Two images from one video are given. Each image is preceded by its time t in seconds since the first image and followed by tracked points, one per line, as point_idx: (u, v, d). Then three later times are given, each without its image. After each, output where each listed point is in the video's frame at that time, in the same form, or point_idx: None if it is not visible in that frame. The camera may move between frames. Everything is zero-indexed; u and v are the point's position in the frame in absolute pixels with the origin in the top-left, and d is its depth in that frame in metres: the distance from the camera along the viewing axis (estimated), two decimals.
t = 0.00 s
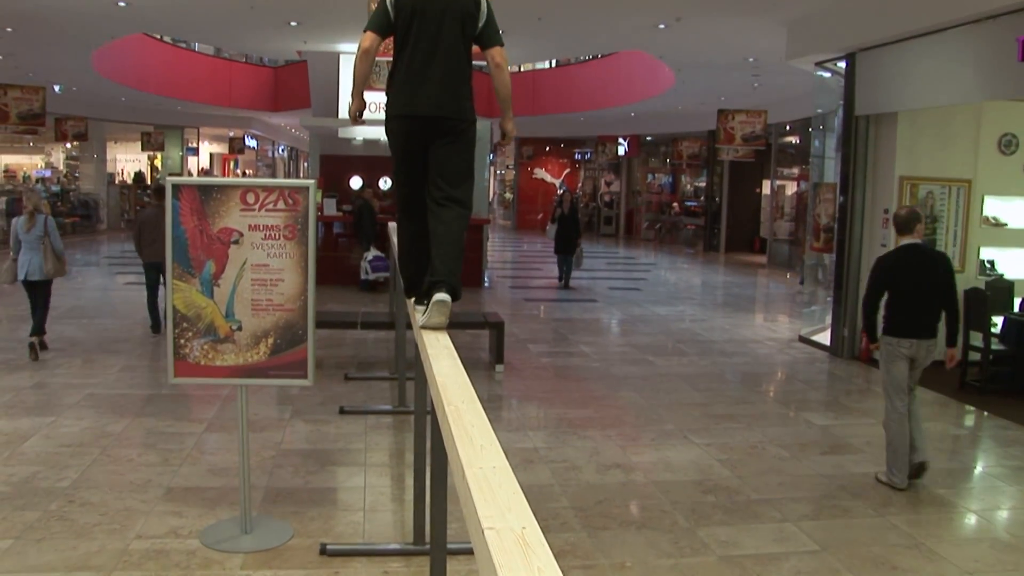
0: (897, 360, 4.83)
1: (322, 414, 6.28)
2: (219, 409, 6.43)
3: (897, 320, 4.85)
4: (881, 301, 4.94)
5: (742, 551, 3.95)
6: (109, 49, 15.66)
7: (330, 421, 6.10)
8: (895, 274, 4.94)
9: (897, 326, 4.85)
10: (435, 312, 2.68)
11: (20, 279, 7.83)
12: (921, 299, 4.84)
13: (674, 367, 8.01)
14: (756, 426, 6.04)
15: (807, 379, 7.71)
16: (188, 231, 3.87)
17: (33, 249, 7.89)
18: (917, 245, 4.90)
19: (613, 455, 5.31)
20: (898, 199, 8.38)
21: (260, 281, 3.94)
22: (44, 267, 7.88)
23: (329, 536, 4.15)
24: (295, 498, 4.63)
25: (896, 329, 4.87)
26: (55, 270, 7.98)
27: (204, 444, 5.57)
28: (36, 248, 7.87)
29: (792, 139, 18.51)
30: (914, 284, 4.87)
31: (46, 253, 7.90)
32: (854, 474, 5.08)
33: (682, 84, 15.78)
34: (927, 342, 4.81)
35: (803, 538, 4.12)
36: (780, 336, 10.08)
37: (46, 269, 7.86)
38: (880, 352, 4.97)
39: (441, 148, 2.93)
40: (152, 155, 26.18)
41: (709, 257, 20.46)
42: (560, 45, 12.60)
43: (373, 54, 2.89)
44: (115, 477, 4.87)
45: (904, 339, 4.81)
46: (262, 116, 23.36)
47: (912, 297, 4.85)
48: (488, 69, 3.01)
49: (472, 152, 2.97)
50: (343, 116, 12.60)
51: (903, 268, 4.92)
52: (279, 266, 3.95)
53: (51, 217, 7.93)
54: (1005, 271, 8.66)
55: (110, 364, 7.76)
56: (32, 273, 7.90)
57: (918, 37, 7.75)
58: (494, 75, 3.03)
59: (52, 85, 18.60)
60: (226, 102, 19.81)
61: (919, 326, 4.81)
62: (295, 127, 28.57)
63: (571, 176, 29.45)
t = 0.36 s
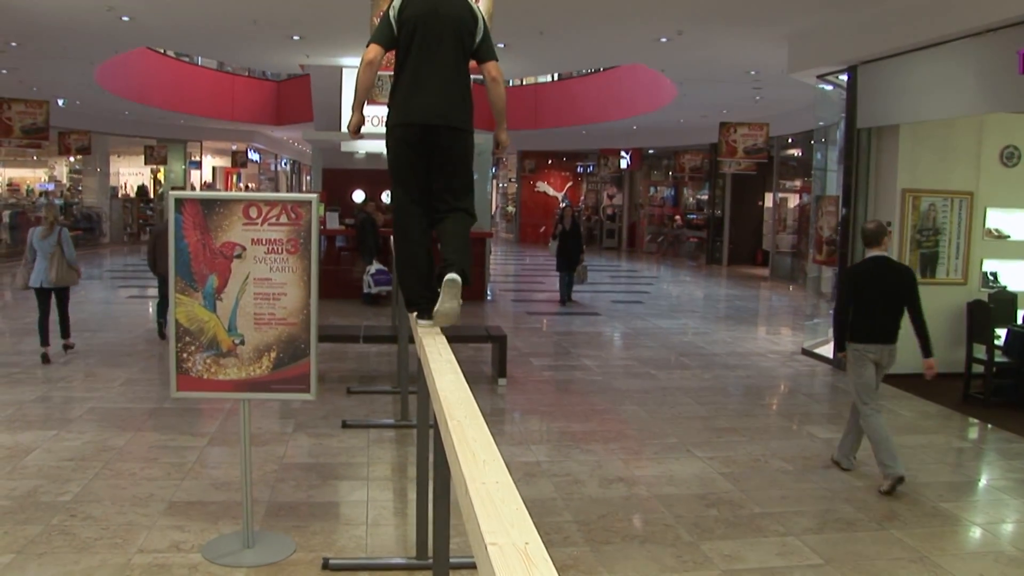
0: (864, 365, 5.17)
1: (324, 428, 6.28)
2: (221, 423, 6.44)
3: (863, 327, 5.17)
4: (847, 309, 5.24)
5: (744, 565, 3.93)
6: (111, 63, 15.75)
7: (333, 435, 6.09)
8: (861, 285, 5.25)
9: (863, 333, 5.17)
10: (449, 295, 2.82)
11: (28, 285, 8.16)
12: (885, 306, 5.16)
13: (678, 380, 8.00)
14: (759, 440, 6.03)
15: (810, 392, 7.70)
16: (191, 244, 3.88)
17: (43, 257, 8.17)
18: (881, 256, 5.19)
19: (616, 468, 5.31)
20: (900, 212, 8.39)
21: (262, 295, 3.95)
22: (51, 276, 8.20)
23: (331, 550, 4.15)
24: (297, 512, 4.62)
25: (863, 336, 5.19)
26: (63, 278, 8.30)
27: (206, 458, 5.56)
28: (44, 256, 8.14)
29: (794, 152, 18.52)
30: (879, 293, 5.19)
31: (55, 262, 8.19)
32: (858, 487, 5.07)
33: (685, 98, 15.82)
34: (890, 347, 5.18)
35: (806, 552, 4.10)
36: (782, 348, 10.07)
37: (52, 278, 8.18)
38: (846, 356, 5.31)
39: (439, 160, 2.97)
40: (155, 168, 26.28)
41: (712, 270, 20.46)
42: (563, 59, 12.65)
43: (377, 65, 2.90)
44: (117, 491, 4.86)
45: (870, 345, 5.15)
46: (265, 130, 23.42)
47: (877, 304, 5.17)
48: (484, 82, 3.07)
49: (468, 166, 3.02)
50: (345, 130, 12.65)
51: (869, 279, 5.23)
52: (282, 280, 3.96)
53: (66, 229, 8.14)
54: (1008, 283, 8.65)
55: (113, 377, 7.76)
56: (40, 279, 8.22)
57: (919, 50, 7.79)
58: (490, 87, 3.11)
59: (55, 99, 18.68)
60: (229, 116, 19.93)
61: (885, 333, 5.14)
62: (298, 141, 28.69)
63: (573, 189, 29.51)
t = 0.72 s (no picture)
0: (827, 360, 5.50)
1: (326, 436, 6.27)
2: (223, 431, 6.44)
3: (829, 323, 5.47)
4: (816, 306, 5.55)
5: (747, 572, 3.92)
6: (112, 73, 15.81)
7: (334, 443, 6.09)
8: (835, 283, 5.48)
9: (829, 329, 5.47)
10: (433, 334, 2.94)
11: (49, 289, 8.69)
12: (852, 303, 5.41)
13: (679, 388, 7.99)
14: (760, 447, 6.02)
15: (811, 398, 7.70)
16: (192, 254, 3.88)
17: (61, 263, 8.69)
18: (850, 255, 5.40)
19: (618, 476, 5.30)
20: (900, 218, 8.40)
21: (263, 304, 3.95)
22: (72, 279, 8.72)
23: (332, 558, 4.14)
24: (298, 520, 4.62)
25: (832, 331, 5.46)
26: (81, 282, 8.81)
27: (207, 467, 5.55)
28: (62, 261, 8.68)
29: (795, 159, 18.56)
30: (850, 292, 5.43)
31: (72, 266, 8.72)
32: (860, 493, 5.06)
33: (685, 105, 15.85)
34: (856, 343, 5.45)
35: (809, 559, 4.09)
36: (784, 355, 10.06)
37: (75, 281, 8.70)
38: (814, 348, 5.59)
39: (441, 172, 3.04)
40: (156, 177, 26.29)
41: (713, 277, 20.45)
42: (564, 67, 12.67)
43: (383, 79, 2.91)
44: (118, 501, 4.85)
45: (836, 341, 5.44)
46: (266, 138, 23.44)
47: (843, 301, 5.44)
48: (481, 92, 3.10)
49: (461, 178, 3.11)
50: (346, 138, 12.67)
51: (842, 278, 5.46)
52: (283, 289, 3.96)
53: (80, 235, 8.72)
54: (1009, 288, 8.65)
55: (113, 386, 7.76)
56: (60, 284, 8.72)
57: (918, 57, 7.81)
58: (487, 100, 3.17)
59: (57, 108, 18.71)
60: (229, 124, 19.96)
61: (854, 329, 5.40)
62: (299, 149, 28.72)
63: (574, 197, 29.53)
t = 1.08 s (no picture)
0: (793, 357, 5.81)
1: (325, 446, 6.26)
2: (223, 440, 6.43)
3: (795, 323, 5.79)
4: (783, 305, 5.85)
5: None
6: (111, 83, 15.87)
7: (334, 453, 6.08)
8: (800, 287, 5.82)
9: (795, 329, 5.78)
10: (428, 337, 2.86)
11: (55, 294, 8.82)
12: (817, 304, 5.74)
13: (679, 396, 7.98)
14: (760, 455, 6.02)
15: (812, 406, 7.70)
16: (191, 263, 3.88)
17: (69, 270, 8.81)
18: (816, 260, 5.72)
19: (618, 485, 5.30)
20: (900, 225, 8.41)
21: (263, 314, 3.95)
22: (78, 286, 8.86)
23: (332, 569, 4.12)
24: (298, 530, 4.60)
25: (797, 330, 5.79)
26: (87, 289, 8.94)
27: (207, 477, 5.54)
28: (70, 268, 8.80)
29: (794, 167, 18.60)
30: (815, 294, 5.78)
31: (79, 273, 8.85)
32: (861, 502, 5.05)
33: (684, 114, 15.88)
34: (819, 343, 5.78)
35: (810, 568, 4.08)
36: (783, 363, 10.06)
37: (80, 288, 8.84)
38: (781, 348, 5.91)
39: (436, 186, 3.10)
40: (155, 186, 26.33)
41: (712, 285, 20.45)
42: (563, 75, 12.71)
43: (383, 92, 2.93)
44: (118, 510, 4.85)
45: (801, 340, 5.77)
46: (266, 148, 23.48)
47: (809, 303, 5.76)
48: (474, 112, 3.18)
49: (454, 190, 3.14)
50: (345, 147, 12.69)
51: (806, 281, 5.81)
52: (282, 298, 3.96)
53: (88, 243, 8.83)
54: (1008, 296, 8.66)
55: (113, 396, 7.75)
56: (66, 290, 8.86)
57: (916, 65, 7.84)
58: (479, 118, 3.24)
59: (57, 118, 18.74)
60: (229, 133, 20.00)
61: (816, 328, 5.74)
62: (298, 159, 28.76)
63: (573, 206, 29.58)
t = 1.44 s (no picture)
0: (776, 357, 6.04)
1: (326, 455, 6.26)
2: (224, 450, 6.43)
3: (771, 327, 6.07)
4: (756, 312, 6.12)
5: None
6: (112, 93, 15.92)
7: (335, 462, 6.07)
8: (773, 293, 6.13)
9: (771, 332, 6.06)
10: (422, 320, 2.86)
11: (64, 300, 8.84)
12: (789, 308, 6.04)
13: (681, 405, 7.98)
14: (762, 464, 6.01)
15: (813, 415, 7.70)
16: (192, 273, 3.89)
17: (78, 278, 8.81)
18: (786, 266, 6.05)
19: (619, 494, 5.29)
20: (900, 234, 8.41)
21: (264, 323, 3.96)
22: (83, 294, 8.85)
23: None
24: (299, 540, 4.60)
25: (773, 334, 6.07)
26: (94, 296, 8.94)
27: (208, 487, 5.54)
28: (78, 275, 8.80)
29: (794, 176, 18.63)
30: (787, 298, 6.08)
31: (87, 280, 8.85)
32: (863, 511, 5.04)
33: (684, 123, 15.91)
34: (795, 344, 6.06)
35: None
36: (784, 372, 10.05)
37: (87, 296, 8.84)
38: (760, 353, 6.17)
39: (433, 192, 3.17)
40: (156, 196, 26.37)
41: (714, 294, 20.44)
42: (564, 85, 12.74)
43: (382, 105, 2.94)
44: (118, 520, 4.84)
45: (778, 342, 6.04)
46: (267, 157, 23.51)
47: (782, 306, 6.06)
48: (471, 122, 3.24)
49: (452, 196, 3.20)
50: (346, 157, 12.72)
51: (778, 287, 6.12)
52: (283, 308, 3.97)
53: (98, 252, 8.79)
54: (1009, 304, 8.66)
55: (114, 405, 7.75)
56: (73, 297, 8.89)
57: (916, 74, 7.86)
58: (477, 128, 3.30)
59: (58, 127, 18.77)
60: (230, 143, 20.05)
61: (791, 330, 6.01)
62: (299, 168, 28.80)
63: (574, 215, 29.60)
